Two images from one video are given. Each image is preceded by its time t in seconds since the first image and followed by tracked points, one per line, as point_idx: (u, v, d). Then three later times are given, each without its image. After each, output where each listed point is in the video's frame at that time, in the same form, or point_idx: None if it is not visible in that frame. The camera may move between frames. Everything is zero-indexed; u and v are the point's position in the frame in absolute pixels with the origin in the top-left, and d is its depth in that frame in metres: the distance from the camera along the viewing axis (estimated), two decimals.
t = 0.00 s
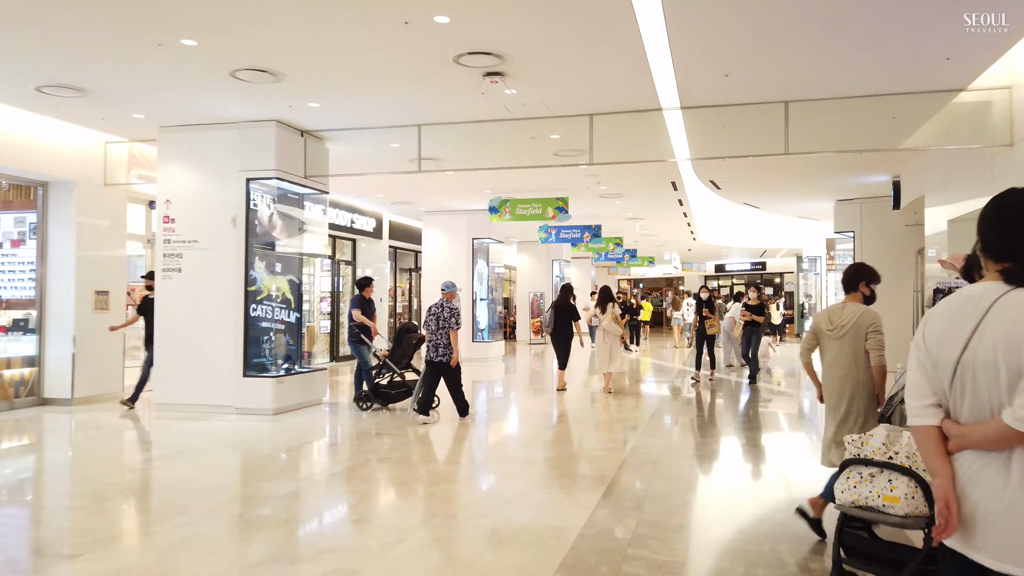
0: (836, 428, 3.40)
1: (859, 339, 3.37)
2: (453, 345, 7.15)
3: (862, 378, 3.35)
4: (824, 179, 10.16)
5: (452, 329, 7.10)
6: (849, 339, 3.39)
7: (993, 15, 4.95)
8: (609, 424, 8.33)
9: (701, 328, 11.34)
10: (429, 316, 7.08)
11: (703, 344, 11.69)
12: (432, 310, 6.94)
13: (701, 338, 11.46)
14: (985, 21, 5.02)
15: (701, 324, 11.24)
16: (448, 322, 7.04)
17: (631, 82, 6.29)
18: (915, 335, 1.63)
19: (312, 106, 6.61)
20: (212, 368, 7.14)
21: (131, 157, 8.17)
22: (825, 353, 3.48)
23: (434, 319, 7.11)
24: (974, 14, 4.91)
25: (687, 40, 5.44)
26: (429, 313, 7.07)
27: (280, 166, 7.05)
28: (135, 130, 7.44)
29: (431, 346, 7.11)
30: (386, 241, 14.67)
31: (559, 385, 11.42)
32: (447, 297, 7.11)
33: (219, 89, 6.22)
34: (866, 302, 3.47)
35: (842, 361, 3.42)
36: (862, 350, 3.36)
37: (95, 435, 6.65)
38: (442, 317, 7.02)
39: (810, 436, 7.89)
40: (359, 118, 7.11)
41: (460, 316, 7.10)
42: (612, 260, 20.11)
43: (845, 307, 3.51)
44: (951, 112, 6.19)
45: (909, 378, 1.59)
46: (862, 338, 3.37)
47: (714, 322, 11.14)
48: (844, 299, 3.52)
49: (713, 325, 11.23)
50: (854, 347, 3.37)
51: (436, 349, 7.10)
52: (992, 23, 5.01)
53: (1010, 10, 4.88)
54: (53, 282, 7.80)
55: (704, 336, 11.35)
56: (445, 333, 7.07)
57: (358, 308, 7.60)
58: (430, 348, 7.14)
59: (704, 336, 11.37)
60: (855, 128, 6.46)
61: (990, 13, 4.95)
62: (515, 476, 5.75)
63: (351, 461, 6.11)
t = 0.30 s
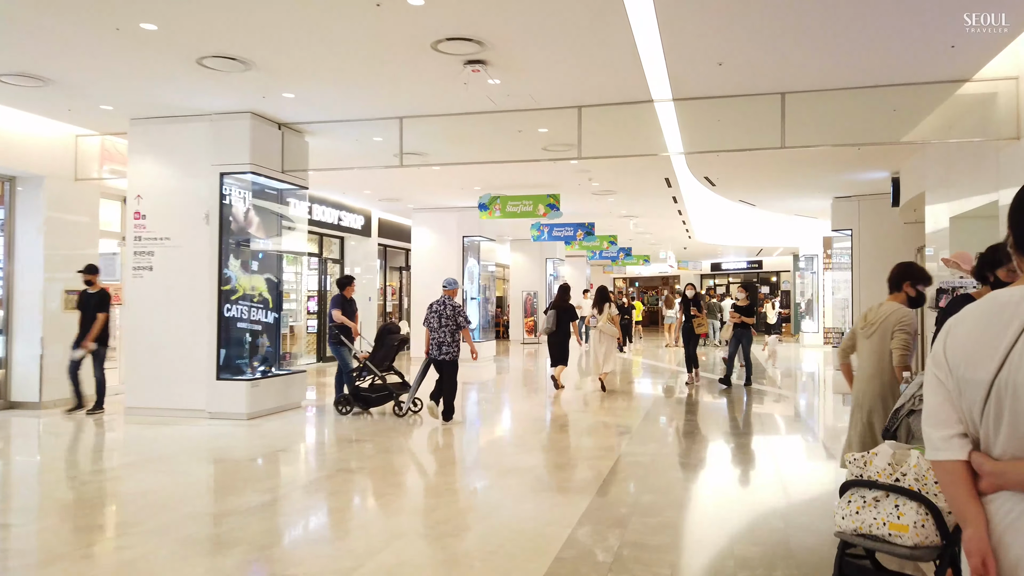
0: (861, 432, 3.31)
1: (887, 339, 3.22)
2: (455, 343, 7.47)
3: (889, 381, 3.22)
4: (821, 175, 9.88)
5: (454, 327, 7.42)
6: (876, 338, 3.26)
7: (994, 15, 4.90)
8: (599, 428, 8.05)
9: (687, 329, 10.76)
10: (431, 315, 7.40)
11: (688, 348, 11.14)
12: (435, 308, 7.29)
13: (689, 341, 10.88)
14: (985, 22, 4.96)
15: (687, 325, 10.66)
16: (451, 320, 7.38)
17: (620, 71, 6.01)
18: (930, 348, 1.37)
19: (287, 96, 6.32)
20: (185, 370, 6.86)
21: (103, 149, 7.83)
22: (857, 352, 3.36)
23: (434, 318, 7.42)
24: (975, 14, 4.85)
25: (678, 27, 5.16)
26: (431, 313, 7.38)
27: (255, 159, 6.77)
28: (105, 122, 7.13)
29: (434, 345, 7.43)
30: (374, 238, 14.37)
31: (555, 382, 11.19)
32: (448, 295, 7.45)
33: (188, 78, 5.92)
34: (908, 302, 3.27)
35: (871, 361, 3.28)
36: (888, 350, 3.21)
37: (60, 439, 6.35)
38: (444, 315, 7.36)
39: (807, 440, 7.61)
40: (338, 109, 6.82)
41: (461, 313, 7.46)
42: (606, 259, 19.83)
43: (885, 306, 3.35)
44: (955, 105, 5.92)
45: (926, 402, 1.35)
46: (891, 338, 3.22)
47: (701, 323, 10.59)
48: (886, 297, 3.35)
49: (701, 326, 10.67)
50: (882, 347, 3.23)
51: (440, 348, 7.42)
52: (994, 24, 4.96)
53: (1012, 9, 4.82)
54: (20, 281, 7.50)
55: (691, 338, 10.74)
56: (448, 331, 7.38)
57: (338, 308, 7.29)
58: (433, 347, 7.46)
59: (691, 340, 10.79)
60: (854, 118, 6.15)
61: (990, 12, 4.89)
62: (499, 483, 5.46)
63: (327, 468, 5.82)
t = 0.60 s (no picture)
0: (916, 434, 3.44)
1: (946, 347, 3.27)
2: (455, 347, 7.29)
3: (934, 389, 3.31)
4: (820, 171, 9.61)
5: (453, 332, 7.25)
6: (932, 347, 3.33)
7: (993, 15, 4.89)
8: (590, 432, 7.74)
9: (675, 332, 10.25)
10: (430, 321, 7.22)
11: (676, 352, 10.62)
12: (434, 314, 7.08)
13: (676, 344, 10.36)
14: (986, 22, 4.95)
15: (675, 328, 10.17)
16: (450, 325, 7.20)
17: (610, 61, 5.71)
18: (978, 370, 1.05)
19: (260, 87, 6.03)
20: (156, 375, 6.55)
21: (74, 144, 7.52)
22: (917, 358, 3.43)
23: (434, 324, 7.23)
24: (977, 14, 4.82)
25: (670, 13, 4.86)
26: (430, 318, 7.19)
27: (228, 153, 6.45)
28: (72, 113, 6.82)
29: (433, 351, 7.24)
30: (363, 237, 14.05)
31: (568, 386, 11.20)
32: (447, 300, 7.23)
33: (154, 66, 5.62)
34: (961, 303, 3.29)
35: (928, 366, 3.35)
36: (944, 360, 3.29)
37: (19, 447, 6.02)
38: (442, 321, 7.17)
39: (806, 445, 7.30)
40: (315, 100, 6.52)
41: (461, 317, 7.29)
42: (600, 258, 19.54)
43: (945, 308, 3.36)
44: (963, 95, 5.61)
45: (974, 438, 1.04)
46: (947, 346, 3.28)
47: (690, 325, 10.10)
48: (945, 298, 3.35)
49: (691, 328, 10.17)
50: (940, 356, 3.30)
51: (439, 354, 7.22)
52: (994, 24, 4.96)
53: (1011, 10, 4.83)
54: None
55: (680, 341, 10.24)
56: (448, 336, 7.20)
57: (317, 310, 6.98)
58: (432, 352, 7.28)
59: (679, 343, 10.30)
60: (855, 109, 5.85)
61: (990, 12, 4.88)
62: (481, 493, 5.15)
63: (301, 478, 5.50)
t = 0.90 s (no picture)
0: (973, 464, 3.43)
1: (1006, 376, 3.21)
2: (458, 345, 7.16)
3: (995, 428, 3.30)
4: (823, 164, 9.33)
5: (456, 328, 7.10)
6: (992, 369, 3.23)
7: (993, 15, 4.99)
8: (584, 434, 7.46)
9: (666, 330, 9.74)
10: (432, 316, 7.10)
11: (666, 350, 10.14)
12: (436, 309, 6.93)
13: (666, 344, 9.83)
14: (986, 23, 5.05)
15: (667, 325, 9.66)
16: (452, 321, 7.05)
17: (606, 47, 5.42)
18: None
19: (238, 73, 5.74)
20: (131, 375, 6.26)
21: (47, 134, 7.21)
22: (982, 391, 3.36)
23: (436, 319, 7.10)
24: (977, 13, 4.90)
25: None
26: (432, 313, 7.08)
27: (205, 144, 6.16)
28: (42, 101, 6.51)
29: (435, 347, 7.11)
30: (356, 235, 13.75)
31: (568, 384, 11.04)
32: (449, 294, 7.11)
33: (124, 50, 5.32)
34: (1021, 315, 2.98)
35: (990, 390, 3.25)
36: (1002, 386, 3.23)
37: None
38: (445, 316, 7.02)
39: (808, 448, 7.00)
40: (297, 88, 6.23)
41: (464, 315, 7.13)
42: (597, 257, 19.23)
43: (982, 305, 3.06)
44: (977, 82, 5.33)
45: None
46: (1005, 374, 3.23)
47: (684, 323, 9.61)
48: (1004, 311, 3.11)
49: (682, 326, 9.68)
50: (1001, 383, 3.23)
51: (441, 350, 7.07)
52: (993, 24, 5.05)
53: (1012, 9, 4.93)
54: None
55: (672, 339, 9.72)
56: (450, 332, 7.06)
57: (300, 308, 6.66)
58: (434, 348, 7.15)
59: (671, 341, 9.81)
60: (863, 96, 5.56)
61: (990, 12, 4.98)
62: (467, 501, 4.84)
63: (278, 484, 5.19)
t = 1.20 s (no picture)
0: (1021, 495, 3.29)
1: None
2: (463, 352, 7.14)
3: None
4: (825, 161, 9.04)
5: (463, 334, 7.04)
6: None
7: (994, 15, 4.96)
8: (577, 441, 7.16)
9: (654, 336, 9.29)
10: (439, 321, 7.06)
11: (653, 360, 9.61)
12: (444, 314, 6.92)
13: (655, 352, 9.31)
14: (987, 22, 4.99)
15: (655, 331, 9.21)
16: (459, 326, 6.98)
17: (599, 35, 5.13)
18: None
19: (213, 63, 5.45)
20: (101, 381, 5.97)
21: (19, 129, 6.89)
22: None
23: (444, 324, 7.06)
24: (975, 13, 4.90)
25: None
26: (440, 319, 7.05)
27: (181, 138, 5.89)
28: (10, 93, 6.22)
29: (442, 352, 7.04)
30: (347, 234, 13.44)
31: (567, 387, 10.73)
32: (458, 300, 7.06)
33: (90, 37, 5.03)
34: None
35: None
36: None
37: None
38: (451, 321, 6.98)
39: (811, 457, 6.71)
40: (277, 78, 5.94)
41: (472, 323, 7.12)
42: (593, 257, 18.95)
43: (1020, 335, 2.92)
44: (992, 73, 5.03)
45: None
46: None
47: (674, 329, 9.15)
48: None
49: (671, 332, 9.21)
50: None
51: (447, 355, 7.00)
52: (995, 23, 4.98)
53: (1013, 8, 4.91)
54: None
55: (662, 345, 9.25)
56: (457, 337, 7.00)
57: (281, 310, 6.37)
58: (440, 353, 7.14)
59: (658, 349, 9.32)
60: (871, 88, 5.27)
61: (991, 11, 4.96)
62: (454, 514, 4.55)
63: (255, 495, 4.89)
